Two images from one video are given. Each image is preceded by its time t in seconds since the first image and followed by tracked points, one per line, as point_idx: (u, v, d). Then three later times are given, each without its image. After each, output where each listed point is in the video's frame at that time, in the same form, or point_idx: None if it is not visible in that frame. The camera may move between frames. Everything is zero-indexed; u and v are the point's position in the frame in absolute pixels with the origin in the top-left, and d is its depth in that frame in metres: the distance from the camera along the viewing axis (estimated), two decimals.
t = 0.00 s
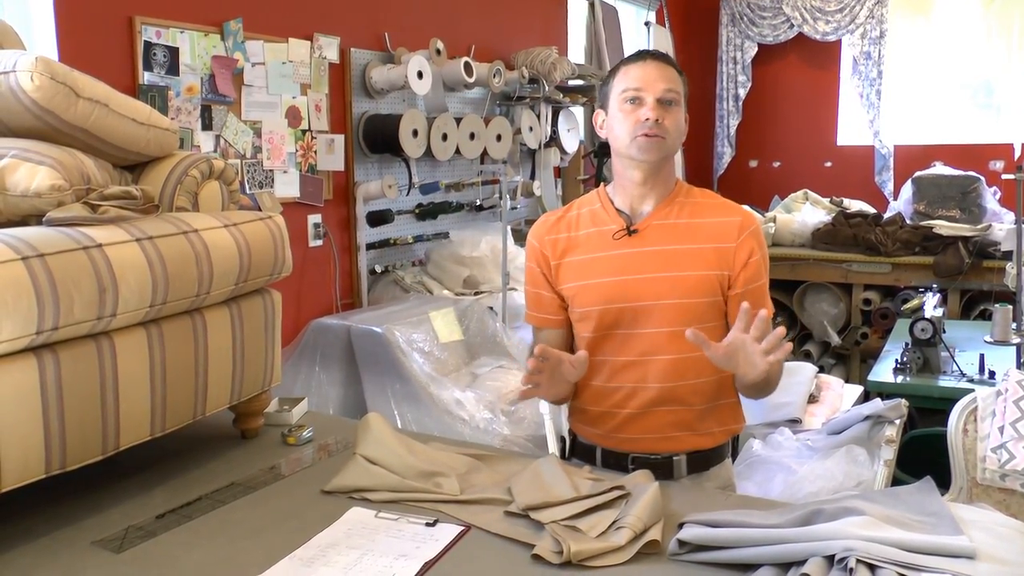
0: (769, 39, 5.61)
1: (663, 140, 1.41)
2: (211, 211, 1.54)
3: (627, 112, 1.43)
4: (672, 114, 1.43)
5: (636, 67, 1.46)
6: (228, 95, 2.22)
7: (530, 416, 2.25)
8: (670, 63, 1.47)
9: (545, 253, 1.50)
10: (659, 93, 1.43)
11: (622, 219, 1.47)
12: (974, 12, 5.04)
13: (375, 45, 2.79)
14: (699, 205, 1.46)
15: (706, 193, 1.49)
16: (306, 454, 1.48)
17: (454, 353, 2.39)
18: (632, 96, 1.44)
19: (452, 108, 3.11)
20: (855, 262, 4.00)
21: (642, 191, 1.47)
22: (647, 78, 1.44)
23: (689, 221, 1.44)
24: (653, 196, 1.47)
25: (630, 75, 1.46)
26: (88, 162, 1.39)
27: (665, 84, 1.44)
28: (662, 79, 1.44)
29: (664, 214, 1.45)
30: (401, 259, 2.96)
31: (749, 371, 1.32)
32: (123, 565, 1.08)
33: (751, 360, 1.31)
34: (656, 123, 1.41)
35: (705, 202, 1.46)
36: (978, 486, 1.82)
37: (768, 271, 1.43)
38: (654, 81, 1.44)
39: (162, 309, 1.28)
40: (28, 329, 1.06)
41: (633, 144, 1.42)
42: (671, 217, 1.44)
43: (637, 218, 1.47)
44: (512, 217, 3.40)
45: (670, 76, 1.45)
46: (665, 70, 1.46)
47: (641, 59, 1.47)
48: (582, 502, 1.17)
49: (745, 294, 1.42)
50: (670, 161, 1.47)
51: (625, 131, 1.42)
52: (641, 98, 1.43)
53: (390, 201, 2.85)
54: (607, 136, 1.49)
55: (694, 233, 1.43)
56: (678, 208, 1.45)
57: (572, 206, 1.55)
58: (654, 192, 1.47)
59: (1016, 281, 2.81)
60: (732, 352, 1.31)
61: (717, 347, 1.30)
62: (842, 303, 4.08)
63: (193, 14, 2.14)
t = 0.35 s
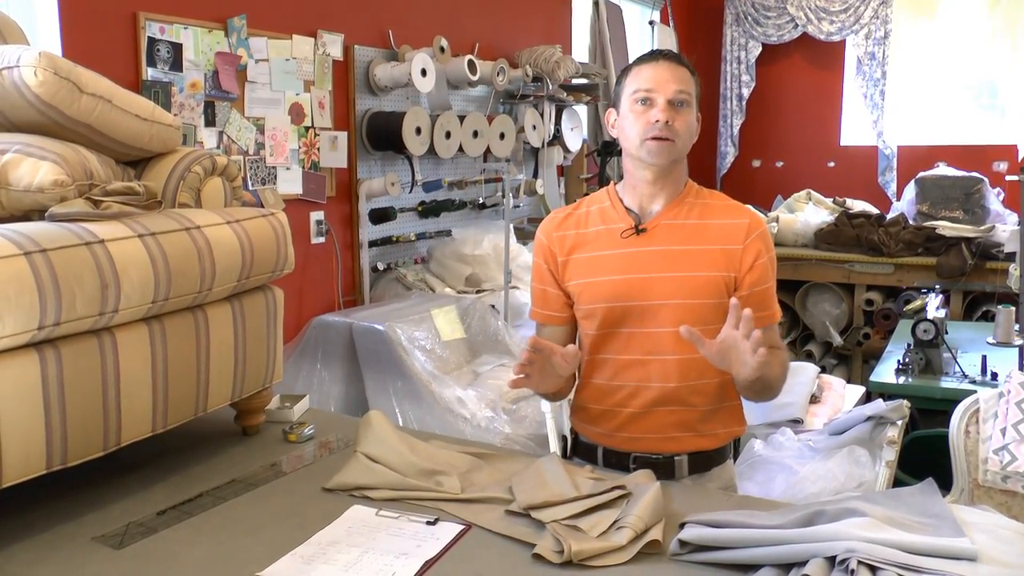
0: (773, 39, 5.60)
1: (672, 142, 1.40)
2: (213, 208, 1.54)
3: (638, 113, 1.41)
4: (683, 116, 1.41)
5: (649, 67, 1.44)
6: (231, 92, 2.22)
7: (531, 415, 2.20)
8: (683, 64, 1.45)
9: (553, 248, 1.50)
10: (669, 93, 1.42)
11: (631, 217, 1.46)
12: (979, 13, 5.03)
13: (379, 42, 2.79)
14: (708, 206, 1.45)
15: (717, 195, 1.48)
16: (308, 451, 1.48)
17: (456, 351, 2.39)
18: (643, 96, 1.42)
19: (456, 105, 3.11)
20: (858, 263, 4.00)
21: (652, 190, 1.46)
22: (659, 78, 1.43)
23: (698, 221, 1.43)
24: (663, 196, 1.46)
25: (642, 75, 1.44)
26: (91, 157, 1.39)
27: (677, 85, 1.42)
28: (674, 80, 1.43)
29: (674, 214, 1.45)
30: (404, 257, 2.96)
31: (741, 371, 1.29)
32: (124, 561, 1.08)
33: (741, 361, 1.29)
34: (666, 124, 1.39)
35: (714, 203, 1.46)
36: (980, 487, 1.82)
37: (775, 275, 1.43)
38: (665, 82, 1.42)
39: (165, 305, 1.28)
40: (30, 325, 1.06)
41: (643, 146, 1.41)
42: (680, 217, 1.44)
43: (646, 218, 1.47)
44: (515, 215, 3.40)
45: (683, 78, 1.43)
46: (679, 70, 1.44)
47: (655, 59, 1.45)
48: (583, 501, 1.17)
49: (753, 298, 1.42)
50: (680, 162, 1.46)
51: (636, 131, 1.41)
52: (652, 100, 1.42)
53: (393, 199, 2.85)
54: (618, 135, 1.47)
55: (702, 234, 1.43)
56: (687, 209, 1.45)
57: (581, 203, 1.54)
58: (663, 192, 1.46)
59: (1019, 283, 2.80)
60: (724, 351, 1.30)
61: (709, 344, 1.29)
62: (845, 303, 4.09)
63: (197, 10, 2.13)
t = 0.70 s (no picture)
0: (774, 38, 5.59)
1: (650, 148, 1.39)
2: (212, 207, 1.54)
3: (615, 122, 1.41)
4: (657, 119, 1.38)
5: (624, 74, 1.42)
6: (230, 91, 2.22)
7: (531, 414, 2.23)
8: (660, 64, 1.42)
9: (555, 238, 1.48)
10: (645, 99, 1.39)
11: (633, 213, 1.46)
12: (979, 11, 5.02)
13: (379, 41, 2.78)
14: (710, 202, 1.45)
15: (719, 192, 1.48)
16: (307, 450, 1.48)
17: (455, 351, 2.39)
18: (619, 104, 1.41)
19: (456, 104, 3.11)
20: (858, 261, 3.99)
21: (650, 189, 1.46)
22: (634, 85, 1.40)
23: (699, 216, 1.43)
24: (663, 193, 1.46)
25: (619, 82, 1.42)
26: (89, 157, 1.39)
27: (652, 88, 1.40)
28: (650, 82, 1.40)
29: (676, 209, 1.45)
30: (404, 256, 2.95)
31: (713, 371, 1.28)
32: (121, 561, 1.08)
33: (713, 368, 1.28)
34: (639, 133, 1.38)
35: (716, 199, 1.46)
36: (980, 486, 1.82)
37: (776, 271, 1.43)
38: (638, 87, 1.40)
39: (162, 304, 1.28)
40: (26, 324, 1.06)
41: (623, 153, 1.41)
42: (681, 213, 1.44)
43: (648, 213, 1.46)
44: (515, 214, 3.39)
45: (659, 79, 1.40)
46: (656, 73, 1.41)
47: (630, 64, 1.43)
48: (582, 501, 1.17)
49: (753, 292, 1.42)
50: (674, 161, 1.45)
51: (613, 141, 1.41)
52: (627, 107, 1.40)
53: (392, 198, 2.85)
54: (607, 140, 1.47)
55: (704, 229, 1.43)
56: (689, 204, 1.45)
57: (585, 200, 1.55)
58: (662, 190, 1.45)
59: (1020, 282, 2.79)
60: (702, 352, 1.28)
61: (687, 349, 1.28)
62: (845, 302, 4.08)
63: (197, 9, 2.13)
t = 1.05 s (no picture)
0: (772, 34, 5.58)
1: (649, 147, 1.40)
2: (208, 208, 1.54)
3: (611, 123, 1.42)
4: (654, 118, 1.39)
5: (617, 74, 1.42)
6: (227, 92, 2.21)
7: (530, 413, 2.24)
8: (654, 62, 1.42)
9: (555, 242, 1.47)
10: (640, 97, 1.39)
11: (634, 213, 1.44)
12: (978, 6, 5.01)
13: (376, 41, 2.78)
14: (710, 201, 1.44)
15: (717, 190, 1.47)
16: (307, 451, 1.47)
17: (455, 350, 2.39)
18: (614, 105, 1.42)
19: (454, 103, 3.10)
20: (858, 257, 3.98)
21: (649, 188, 1.45)
22: (628, 84, 1.41)
23: (701, 217, 1.43)
24: (662, 192, 1.44)
25: (613, 82, 1.43)
26: (85, 159, 1.39)
27: (646, 87, 1.40)
28: (643, 82, 1.40)
29: (677, 209, 1.44)
30: (403, 256, 2.95)
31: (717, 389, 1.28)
32: (120, 564, 1.08)
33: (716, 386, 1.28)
34: (637, 133, 1.39)
35: (716, 198, 1.45)
36: (981, 482, 1.81)
37: (776, 271, 1.44)
38: (632, 88, 1.40)
39: (159, 307, 1.28)
40: (23, 328, 1.06)
41: (623, 153, 1.42)
42: (683, 213, 1.43)
43: (647, 213, 1.45)
44: (514, 213, 3.39)
45: (653, 78, 1.40)
46: (649, 71, 1.41)
47: (622, 63, 1.42)
48: (582, 501, 1.17)
49: (756, 294, 1.42)
50: (674, 158, 1.45)
51: (612, 142, 1.42)
52: (623, 107, 1.41)
53: (390, 198, 2.85)
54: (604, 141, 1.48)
55: (705, 230, 1.42)
56: (689, 204, 1.44)
57: (583, 199, 1.52)
58: (662, 189, 1.44)
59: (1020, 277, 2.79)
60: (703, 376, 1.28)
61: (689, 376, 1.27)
62: (845, 298, 4.08)
63: (194, 10, 2.13)
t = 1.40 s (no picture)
0: (770, 30, 5.58)
1: (670, 158, 1.38)
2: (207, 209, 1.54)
3: (630, 135, 1.37)
4: (676, 129, 1.37)
5: (633, 84, 1.36)
6: (224, 93, 2.21)
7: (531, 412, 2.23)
8: (669, 70, 1.38)
9: (548, 247, 1.49)
10: (662, 110, 1.36)
11: (625, 212, 1.44)
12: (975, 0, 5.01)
13: (373, 41, 2.78)
14: (702, 197, 1.44)
15: (711, 185, 1.46)
16: (308, 452, 1.47)
17: (455, 349, 2.39)
18: (632, 117, 1.36)
19: (452, 102, 3.10)
20: (857, 252, 3.98)
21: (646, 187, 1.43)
22: (647, 96, 1.35)
23: (693, 214, 1.42)
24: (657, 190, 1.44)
25: (629, 93, 1.36)
26: (82, 162, 1.39)
27: (667, 100, 1.36)
28: (662, 94, 1.36)
29: (669, 207, 1.43)
30: (402, 255, 2.95)
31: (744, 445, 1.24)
32: (121, 567, 1.08)
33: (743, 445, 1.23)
34: (661, 145, 1.36)
35: (708, 194, 1.44)
36: (982, 476, 1.81)
37: (773, 264, 1.42)
38: (654, 100, 1.35)
39: (158, 309, 1.28)
40: (21, 331, 1.06)
41: (640, 165, 1.38)
42: (674, 211, 1.43)
43: (639, 212, 1.45)
44: (512, 211, 3.39)
45: (672, 90, 1.37)
46: (667, 81, 1.37)
47: (639, 72, 1.37)
48: (583, 498, 1.16)
49: (751, 289, 1.41)
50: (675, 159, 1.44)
51: (629, 153, 1.38)
52: (644, 120, 1.36)
53: (389, 197, 2.84)
54: (608, 146, 1.43)
55: (698, 227, 1.41)
56: (682, 201, 1.43)
57: (576, 200, 1.53)
58: (658, 187, 1.43)
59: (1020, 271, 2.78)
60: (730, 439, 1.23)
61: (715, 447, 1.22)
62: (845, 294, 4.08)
63: (191, 12, 2.13)
